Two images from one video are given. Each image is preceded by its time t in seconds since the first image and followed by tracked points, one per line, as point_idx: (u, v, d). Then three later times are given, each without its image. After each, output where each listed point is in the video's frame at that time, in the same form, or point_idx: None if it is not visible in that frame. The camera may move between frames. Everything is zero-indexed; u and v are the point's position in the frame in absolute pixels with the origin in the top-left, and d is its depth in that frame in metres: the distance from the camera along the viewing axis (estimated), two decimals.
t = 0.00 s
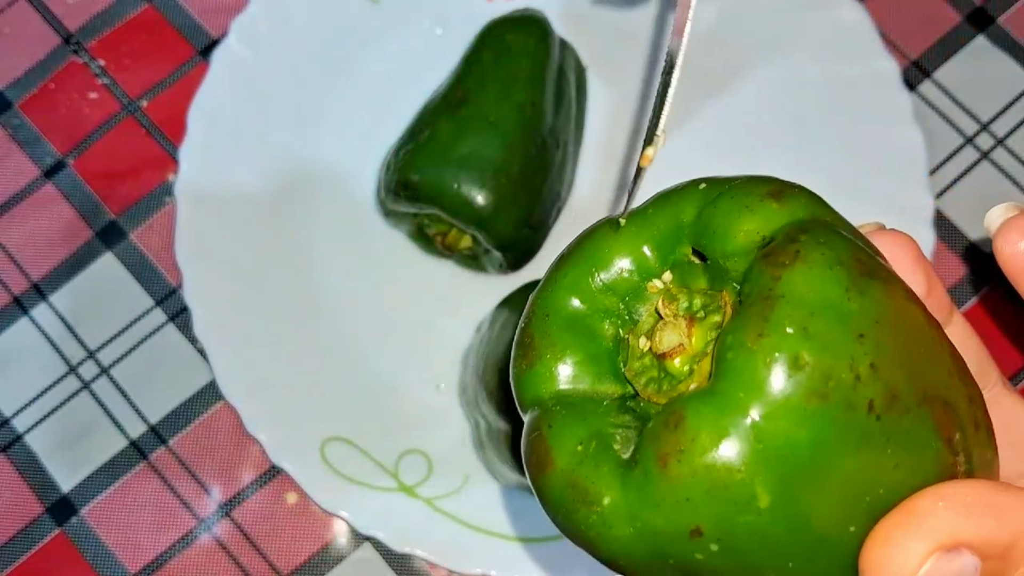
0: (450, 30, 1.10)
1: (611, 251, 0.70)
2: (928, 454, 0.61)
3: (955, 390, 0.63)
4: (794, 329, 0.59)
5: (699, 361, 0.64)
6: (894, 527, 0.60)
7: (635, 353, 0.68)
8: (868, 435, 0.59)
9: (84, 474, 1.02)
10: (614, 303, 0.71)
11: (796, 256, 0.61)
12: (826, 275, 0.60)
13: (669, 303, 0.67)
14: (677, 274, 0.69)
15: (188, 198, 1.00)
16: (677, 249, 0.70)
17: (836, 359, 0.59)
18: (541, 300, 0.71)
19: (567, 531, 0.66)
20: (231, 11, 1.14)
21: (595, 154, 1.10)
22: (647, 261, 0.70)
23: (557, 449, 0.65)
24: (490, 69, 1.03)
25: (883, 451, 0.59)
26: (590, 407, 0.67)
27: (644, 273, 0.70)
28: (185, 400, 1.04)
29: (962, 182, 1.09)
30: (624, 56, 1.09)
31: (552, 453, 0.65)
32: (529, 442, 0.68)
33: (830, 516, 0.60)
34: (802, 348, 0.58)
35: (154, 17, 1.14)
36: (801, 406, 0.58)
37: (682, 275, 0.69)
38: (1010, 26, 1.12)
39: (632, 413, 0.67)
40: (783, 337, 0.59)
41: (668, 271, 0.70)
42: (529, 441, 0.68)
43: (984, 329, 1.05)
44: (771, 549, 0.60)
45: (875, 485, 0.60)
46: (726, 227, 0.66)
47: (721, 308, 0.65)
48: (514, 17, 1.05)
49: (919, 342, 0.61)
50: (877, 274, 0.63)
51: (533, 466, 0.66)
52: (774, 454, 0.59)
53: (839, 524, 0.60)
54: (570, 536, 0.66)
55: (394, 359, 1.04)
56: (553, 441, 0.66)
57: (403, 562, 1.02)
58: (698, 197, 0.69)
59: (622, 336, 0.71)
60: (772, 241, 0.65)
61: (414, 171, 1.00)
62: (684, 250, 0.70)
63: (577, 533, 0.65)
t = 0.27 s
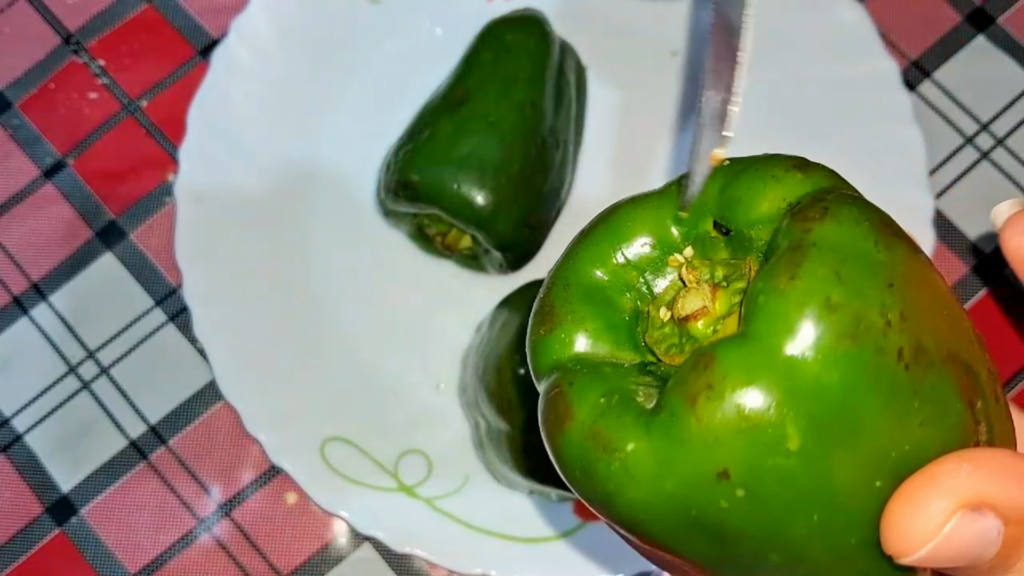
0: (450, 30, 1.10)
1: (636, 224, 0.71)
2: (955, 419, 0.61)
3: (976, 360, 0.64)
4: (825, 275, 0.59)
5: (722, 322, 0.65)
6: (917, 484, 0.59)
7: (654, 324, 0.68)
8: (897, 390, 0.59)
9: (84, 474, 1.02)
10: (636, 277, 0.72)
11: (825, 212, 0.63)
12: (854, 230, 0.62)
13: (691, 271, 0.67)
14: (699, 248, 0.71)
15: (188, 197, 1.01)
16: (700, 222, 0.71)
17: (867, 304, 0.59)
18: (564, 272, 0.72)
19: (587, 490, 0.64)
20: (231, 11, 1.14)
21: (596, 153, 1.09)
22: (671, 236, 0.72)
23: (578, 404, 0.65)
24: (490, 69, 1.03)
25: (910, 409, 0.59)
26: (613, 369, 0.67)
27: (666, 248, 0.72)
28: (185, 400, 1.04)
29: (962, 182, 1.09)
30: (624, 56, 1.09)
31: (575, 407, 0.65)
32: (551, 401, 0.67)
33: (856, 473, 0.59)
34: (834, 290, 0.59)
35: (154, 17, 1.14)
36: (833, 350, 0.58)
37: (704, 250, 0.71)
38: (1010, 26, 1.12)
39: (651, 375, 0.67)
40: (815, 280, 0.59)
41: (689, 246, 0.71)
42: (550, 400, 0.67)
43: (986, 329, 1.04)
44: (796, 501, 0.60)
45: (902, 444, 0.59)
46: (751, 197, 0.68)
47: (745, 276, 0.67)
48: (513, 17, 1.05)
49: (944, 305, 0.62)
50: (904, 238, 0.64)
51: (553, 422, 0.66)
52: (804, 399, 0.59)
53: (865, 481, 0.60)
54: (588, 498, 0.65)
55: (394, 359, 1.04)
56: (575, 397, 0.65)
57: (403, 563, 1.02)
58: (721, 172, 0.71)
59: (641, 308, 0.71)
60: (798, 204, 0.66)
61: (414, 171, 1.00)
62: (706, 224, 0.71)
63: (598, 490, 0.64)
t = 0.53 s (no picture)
0: (450, 30, 1.10)
1: (667, 212, 0.73)
2: (1003, 424, 0.63)
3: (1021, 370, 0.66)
4: (906, 261, 0.62)
5: (769, 314, 0.66)
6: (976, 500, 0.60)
7: (690, 316, 0.70)
8: (967, 382, 0.62)
9: (84, 475, 1.02)
10: (664, 266, 0.73)
11: (897, 201, 0.66)
12: (925, 226, 0.64)
13: (738, 261, 0.69)
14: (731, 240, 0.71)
15: (187, 198, 1.01)
16: (734, 215, 0.72)
17: (950, 293, 0.62)
18: (588, 256, 0.73)
19: (631, 484, 0.63)
20: (230, 10, 1.14)
21: (595, 152, 1.10)
22: (707, 225, 0.72)
23: (621, 391, 0.64)
24: (490, 68, 1.02)
25: (971, 403, 0.62)
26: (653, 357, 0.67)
27: (699, 237, 0.72)
28: (185, 400, 1.04)
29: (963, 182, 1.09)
30: (624, 56, 1.09)
31: (616, 393, 0.64)
32: (582, 387, 0.66)
33: (917, 473, 0.60)
34: (920, 277, 0.61)
35: (154, 17, 1.14)
36: (914, 337, 0.61)
37: (737, 242, 0.71)
38: (1010, 25, 1.12)
39: (693, 365, 0.67)
40: (899, 265, 0.62)
41: (724, 238, 0.72)
42: (583, 384, 0.66)
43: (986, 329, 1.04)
44: (861, 499, 0.60)
45: (964, 444, 0.61)
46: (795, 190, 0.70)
47: (789, 269, 0.68)
48: (513, 16, 1.05)
49: (1000, 308, 0.65)
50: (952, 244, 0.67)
51: (591, 412, 0.64)
52: (887, 386, 0.60)
53: (929, 483, 0.61)
54: (626, 493, 0.64)
55: (394, 359, 1.04)
56: (617, 383, 0.64)
57: (403, 563, 1.02)
58: (763, 165, 0.72)
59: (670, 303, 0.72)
60: (858, 196, 0.69)
61: (414, 171, 1.00)
62: (741, 218, 0.72)
63: (645, 486, 0.62)
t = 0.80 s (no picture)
0: (450, 29, 1.09)
1: (683, 178, 0.71)
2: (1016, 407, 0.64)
3: None
4: (942, 238, 0.61)
5: (790, 287, 0.64)
6: (990, 477, 0.60)
7: (704, 287, 0.67)
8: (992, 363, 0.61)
9: (82, 475, 1.02)
10: (677, 234, 0.71)
11: (925, 177, 0.66)
12: (955, 205, 0.64)
13: (760, 232, 0.67)
14: (744, 212, 0.71)
15: (186, 197, 1.00)
16: (750, 184, 0.71)
17: (982, 272, 0.61)
18: (600, 220, 0.71)
19: (647, 456, 0.61)
20: (229, 9, 1.13)
21: (595, 152, 1.09)
22: (723, 194, 0.71)
23: (642, 358, 0.62)
24: (490, 67, 1.02)
25: (993, 384, 0.62)
26: (670, 325, 0.65)
27: (714, 206, 0.71)
28: (183, 400, 1.04)
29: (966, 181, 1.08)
30: (625, 56, 1.08)
31: (635, 360, 0.62)
32: (598, 353, 0.64)
33: (935, 449, 0.60)
34: (953, 256, 0.61)
35: (152, 15, 1.13)
36: (946, 316, 0.60)
37: (753, 213, 0.71)
38: (1012, 24, 1.11)
39: (709, 337, 0.66)
40: (933, 242, 0.61)
41: (738, 209, 0.71)
42: (599, 349, 0.64)
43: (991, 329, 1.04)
44: (883, 472, 0.59)
45: (980, 425, 0.62)
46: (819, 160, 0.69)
47: (808, 242, 0.67)
48: (513, 15, 1.04)
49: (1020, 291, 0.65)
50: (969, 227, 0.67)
51: (607, 380, 0.62)
52: (919, 361, 0.59)
53: (947, 461, 0.61)
54: (640, 465, 0.62)
55: (394, 359, 1.03)
56: (635, 349, 0.62)
57: (403, 565, 1.01)
58: (783, 136, 0.71)
59: (681, 274, 0.71)
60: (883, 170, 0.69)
61: (413, 170, 0.99)
62: (757, 189, 0.71)
63: (661, 459, 0.61)
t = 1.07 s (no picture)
0: (450, 28, 1.09)
1: (694, 182, 0.71)
2: None
3: None
4: (967, 252, 0.61)
5: (808, 297, 0.65)
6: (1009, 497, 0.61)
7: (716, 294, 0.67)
8: (1014, 376, 0.62)
9: (82, 475, 1.02)
10: (687, 240, 0.71)
11: (949, 186, 0.66)
12: (976, 216, 0.64)
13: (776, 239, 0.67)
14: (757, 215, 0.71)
15: (185, 196, 1.00)
16: (760, 187, 0.71)
17: (1006, 284, 0.62)
18: (609, 224, 0.71)
19: (670, 472, 0.61)
20: (229, 9, 1.13)
21: (595, 152, 1.09)
22: (734, 199, 0.71)
23: (664, 372, 0.62)
24: (490, 67, 1.02)
25: (1014, 395, 0.62)
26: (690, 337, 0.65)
27: (724, 212, 0.71)
28: (183, 400, 1.04)
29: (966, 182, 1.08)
30: (625, 55, 1.08)
31: (657, 375, 0.62)
32: (615, 365, 0.64)
33: (959, 466, 0.60)
34: (979, 269, 0.61)
35: (152, 14, 1.13)
36: (971, 329, 0.60)
37: (765, 218, 0.71)
38: (1013, 24, 1.11)
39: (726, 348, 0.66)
40: (960, 255, 0.61)
41: (750, 214, 0.71)
42: (616, 363, 0.64)
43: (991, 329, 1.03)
44: (909, 490, 0.59)
45: (1000, 436, 0.62)
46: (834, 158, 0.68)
47: (825, 250, 0.67)
48: (514, 15, 1.04)
49: None
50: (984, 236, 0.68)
51: (629, 393, 0.62)
52: (946, 375, 0.60)
53: (969, 480, 0.61)
54: (662, 480, 0.62)
55: (394, 359, 1.03)
56: (658, 364, 0.62)
57: (403, 565, 1.01)
58: (795, 139, 0.71)
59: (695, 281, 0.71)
60: (903, 178, 0.69)
61: (413, 170, 0.99)
62: (769, 194, 0.71)
63: (686, 477, 0.60)
